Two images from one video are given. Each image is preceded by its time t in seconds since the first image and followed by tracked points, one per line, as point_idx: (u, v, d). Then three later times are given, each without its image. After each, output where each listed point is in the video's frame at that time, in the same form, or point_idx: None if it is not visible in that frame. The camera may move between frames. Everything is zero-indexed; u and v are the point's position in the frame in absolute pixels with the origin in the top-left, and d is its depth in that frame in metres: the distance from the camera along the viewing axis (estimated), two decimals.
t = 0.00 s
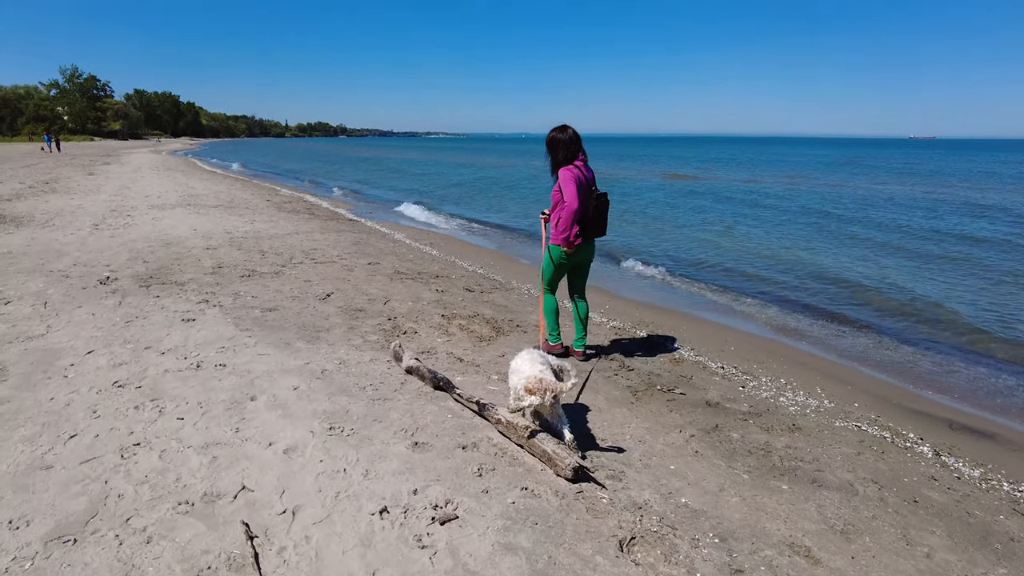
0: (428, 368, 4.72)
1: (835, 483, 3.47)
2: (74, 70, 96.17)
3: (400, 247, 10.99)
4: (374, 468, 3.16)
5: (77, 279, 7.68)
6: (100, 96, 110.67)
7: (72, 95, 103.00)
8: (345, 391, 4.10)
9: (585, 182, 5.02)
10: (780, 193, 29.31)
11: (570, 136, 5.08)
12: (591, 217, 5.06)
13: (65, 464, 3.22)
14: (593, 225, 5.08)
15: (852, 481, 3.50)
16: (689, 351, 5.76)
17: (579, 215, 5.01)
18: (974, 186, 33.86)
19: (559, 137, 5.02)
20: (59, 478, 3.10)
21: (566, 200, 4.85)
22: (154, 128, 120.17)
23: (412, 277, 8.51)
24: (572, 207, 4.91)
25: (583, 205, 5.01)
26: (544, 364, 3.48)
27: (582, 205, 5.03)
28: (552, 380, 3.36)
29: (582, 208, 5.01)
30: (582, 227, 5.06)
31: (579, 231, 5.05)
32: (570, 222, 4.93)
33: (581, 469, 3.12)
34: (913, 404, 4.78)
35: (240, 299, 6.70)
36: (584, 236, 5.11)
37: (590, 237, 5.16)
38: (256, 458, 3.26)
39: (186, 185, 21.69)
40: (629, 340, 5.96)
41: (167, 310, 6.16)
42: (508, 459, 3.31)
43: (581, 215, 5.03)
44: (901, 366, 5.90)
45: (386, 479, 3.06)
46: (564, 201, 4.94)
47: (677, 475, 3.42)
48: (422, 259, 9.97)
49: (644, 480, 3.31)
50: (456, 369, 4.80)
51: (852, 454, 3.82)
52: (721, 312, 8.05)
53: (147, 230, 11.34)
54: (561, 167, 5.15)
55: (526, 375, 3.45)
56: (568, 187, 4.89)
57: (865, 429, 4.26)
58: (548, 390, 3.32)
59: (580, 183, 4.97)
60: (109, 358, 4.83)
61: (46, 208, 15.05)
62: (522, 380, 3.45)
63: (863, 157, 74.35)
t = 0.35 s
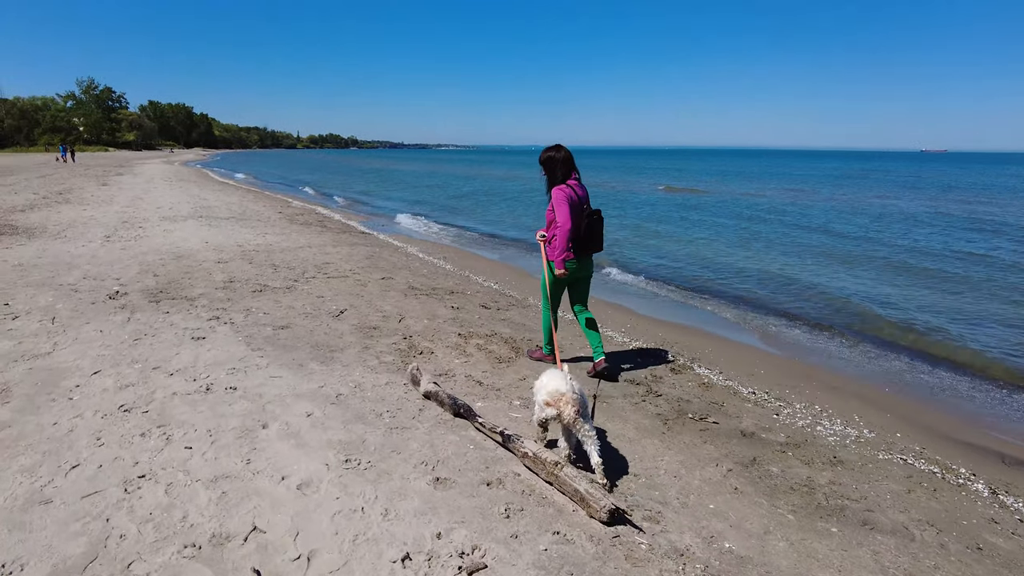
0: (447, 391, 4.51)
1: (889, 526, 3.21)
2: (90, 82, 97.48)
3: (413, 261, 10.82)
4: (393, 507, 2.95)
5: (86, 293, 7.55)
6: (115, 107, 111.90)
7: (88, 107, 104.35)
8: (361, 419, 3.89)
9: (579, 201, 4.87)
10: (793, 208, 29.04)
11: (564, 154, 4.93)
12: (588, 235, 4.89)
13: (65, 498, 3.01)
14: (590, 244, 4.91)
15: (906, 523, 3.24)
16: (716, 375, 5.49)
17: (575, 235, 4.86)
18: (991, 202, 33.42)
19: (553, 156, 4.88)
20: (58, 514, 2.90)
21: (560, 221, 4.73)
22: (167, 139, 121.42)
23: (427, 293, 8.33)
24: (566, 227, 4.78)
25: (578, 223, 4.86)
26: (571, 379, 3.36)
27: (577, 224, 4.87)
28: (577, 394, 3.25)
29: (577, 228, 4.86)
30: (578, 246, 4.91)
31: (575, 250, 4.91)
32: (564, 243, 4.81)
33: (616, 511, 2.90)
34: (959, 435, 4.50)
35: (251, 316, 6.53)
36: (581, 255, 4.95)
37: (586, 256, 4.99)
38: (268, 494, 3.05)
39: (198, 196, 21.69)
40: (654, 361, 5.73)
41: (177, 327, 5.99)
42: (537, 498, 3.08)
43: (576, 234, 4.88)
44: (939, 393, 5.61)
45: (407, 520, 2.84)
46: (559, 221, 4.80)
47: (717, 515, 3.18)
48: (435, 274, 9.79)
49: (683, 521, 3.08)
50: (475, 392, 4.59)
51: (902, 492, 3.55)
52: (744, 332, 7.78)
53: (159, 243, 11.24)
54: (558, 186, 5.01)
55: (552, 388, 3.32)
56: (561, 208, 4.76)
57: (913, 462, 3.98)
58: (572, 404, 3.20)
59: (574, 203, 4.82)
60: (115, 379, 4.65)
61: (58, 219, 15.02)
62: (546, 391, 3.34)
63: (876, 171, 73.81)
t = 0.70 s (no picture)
0: (455, 414, 4.23)
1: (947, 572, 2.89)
2: (102, 92, 98.40)
3: (421, 273, 10.59)
4: (398, 551, 2.67)
5: (84, 306, 7.33)
6: (126, 117, 112.75)
7: (100, 116, 105.26)
8: (364, 447, 3.62)
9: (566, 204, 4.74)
10: (805, 219, 28.68)
11: (544, 159, 4.77)
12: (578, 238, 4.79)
13: (38, 538, 2.74)
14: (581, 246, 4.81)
15: (965, 569, 2.91)
16: (742, 397, 5.17)
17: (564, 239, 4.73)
18: (1005, 213, 32.96)
19: (534, 161, 4.71)
20: (29, 557, 2.63)
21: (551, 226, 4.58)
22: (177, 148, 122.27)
23: (435, 306, 8.06)
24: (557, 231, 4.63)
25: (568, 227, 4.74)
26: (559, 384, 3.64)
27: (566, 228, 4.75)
28: (558, 396, 3.53)
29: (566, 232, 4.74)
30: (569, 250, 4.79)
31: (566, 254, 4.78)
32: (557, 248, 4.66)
33: (646, 557, 2.61)
34: (1008, 465, 4.17)
35: (252, 331, 6.29)
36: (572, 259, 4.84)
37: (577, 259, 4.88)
38: (260, 535, 2.78)
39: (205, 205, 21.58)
40: (675, 381, 5.44)
41: (174, 343, 5.74)
42: (556, 540, 2.79)
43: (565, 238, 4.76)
44: (978, 415, 5.28)
45: (414, 568, 2.56)
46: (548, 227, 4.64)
47: (756, 559, 2.88)
48: (443, 286, 9.54)
49: (719, 567, 2.78)
50: (486, 414, 4.31)
51: (956, 532, 3.22)
52: (764, 348, 7.47)
53: (162, 253, 11.05)
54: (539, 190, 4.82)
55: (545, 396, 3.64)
56: (551, 212, 4.59)
57: (963, 496, 3.65)
58: (552, 405, 3.49)
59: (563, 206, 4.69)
60: (106, 399, 4.40)
61: (63, 229, 14.89)
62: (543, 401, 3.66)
63: (885, 181, 73.19)
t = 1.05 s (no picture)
0: (463, 445, 3.93)
1: None
2: (117, 101, 99.37)
3: (429, 284, 10.32)
4: None
5: (81, 320, 7.10)
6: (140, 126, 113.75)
7: (115, 126, 106.30)
8: (364, 485, 3.31)
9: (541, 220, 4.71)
10: (820, 228, 28.21)
11: (524, 173, 4.78)
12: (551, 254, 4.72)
13: None
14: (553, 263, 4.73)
15: None
16: (770, 425, 4.84)
17: (536, 255, 4.70)
18: None
19: (510, 177, 4.73)
20: None
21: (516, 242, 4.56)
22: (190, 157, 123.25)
23: (443, 321, 7.76)
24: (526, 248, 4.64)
25: (540, 244, 4.70)
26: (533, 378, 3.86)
27: (539, 244, 4.71)
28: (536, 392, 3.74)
29: (539, 247, 4.70)
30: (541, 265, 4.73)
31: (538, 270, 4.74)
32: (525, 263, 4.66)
33: None
34: None
35: (252, 349, 6.03)
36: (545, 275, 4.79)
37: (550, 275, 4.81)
38: None
39: (214, 214, 21.45)
40: (698, 406, 5.12)
41: (170, 363, 5.48)
42: None
43: (538, 254, 4.71)
44: None
45: None
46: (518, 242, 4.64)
47: None
48: (452, 299, 9.25)
49: None
50: (496, 445, 4.00)
51: None
52: (790, 367, 7.10)
53: (166, 265, 10.84)
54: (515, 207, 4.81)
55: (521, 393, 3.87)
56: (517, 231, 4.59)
57: None
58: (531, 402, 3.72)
59: (536, 222, 4.66)
60: (92, 427, 4.13)
61: (70, 238, 14.73)
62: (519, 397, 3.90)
63: (901, 189, 72.30)
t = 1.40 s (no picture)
0: (492, 474, 3.68)
1: None
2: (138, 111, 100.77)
3: (449, 296, 10.12)
4: None
5: (96, 333, 6.94)
6: (160, 135, 115.19)
7: (136, 134, 107.69)
8: (388, 521, 3.07)
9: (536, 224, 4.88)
10: (843, 239, 27.70)
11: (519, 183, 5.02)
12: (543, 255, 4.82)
13: None
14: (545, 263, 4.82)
15: None
16: (816, 452, 4.55)
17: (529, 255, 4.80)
18: None
19: (506, 182, 4.97)
20: None
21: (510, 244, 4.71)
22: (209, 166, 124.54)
23: (464, 335, 7.52)
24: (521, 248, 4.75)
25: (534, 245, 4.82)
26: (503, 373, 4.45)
27: (531, 246, 4.82)
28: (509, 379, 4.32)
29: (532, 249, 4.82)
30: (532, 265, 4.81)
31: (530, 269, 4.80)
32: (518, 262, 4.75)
33: None
34: None
35: (269, 365, 5.82)
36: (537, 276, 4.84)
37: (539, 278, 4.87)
38: None
39: (231, 224, 21.43)
40: (737, 432, 4.84)
41: (184, 380, 5.28)
42: None
43: (528, 256, 4.82)
44: None
45: None
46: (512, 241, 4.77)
47: None
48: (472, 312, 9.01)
49: None
50: (527, 475, 3.73)
51: None
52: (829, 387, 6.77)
53: (183, 275, 10.72)
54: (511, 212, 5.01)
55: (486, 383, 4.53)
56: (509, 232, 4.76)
57: None
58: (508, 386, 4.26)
59: (527, 224, 4.81)
60: (101, 449, 3.93)
61: (88, 247, 14.70)
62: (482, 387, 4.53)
63: (922, 199, 71.24)
